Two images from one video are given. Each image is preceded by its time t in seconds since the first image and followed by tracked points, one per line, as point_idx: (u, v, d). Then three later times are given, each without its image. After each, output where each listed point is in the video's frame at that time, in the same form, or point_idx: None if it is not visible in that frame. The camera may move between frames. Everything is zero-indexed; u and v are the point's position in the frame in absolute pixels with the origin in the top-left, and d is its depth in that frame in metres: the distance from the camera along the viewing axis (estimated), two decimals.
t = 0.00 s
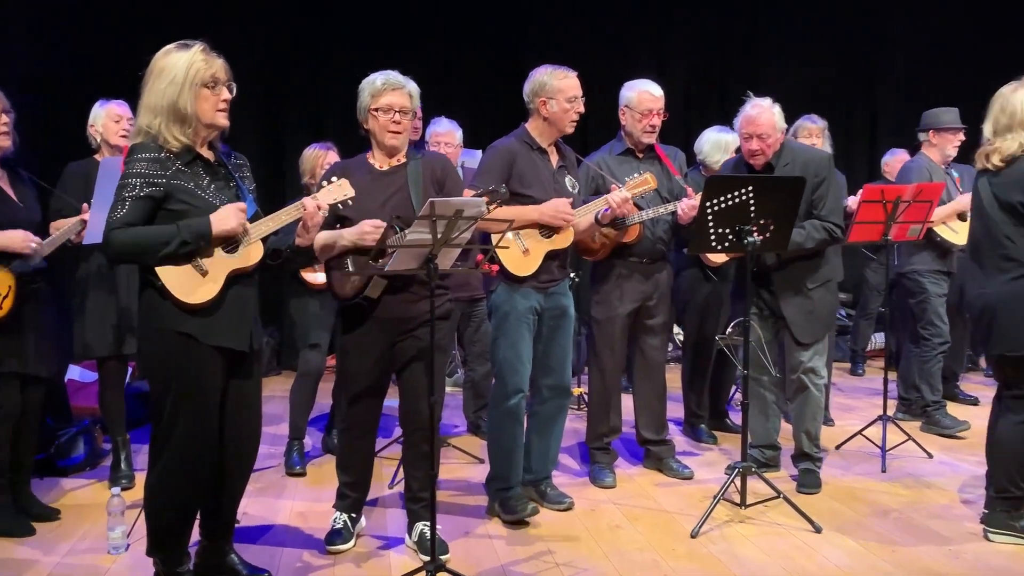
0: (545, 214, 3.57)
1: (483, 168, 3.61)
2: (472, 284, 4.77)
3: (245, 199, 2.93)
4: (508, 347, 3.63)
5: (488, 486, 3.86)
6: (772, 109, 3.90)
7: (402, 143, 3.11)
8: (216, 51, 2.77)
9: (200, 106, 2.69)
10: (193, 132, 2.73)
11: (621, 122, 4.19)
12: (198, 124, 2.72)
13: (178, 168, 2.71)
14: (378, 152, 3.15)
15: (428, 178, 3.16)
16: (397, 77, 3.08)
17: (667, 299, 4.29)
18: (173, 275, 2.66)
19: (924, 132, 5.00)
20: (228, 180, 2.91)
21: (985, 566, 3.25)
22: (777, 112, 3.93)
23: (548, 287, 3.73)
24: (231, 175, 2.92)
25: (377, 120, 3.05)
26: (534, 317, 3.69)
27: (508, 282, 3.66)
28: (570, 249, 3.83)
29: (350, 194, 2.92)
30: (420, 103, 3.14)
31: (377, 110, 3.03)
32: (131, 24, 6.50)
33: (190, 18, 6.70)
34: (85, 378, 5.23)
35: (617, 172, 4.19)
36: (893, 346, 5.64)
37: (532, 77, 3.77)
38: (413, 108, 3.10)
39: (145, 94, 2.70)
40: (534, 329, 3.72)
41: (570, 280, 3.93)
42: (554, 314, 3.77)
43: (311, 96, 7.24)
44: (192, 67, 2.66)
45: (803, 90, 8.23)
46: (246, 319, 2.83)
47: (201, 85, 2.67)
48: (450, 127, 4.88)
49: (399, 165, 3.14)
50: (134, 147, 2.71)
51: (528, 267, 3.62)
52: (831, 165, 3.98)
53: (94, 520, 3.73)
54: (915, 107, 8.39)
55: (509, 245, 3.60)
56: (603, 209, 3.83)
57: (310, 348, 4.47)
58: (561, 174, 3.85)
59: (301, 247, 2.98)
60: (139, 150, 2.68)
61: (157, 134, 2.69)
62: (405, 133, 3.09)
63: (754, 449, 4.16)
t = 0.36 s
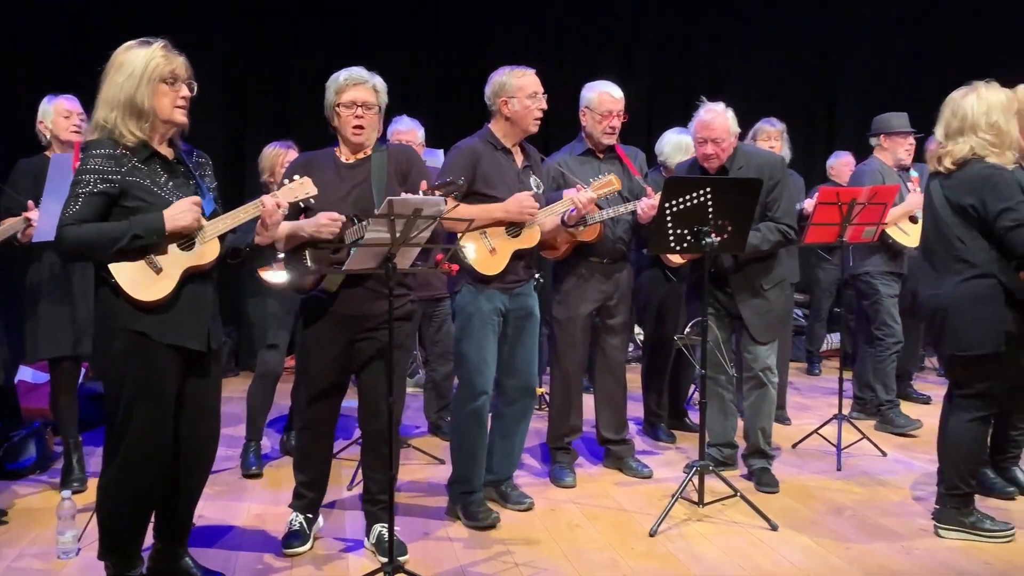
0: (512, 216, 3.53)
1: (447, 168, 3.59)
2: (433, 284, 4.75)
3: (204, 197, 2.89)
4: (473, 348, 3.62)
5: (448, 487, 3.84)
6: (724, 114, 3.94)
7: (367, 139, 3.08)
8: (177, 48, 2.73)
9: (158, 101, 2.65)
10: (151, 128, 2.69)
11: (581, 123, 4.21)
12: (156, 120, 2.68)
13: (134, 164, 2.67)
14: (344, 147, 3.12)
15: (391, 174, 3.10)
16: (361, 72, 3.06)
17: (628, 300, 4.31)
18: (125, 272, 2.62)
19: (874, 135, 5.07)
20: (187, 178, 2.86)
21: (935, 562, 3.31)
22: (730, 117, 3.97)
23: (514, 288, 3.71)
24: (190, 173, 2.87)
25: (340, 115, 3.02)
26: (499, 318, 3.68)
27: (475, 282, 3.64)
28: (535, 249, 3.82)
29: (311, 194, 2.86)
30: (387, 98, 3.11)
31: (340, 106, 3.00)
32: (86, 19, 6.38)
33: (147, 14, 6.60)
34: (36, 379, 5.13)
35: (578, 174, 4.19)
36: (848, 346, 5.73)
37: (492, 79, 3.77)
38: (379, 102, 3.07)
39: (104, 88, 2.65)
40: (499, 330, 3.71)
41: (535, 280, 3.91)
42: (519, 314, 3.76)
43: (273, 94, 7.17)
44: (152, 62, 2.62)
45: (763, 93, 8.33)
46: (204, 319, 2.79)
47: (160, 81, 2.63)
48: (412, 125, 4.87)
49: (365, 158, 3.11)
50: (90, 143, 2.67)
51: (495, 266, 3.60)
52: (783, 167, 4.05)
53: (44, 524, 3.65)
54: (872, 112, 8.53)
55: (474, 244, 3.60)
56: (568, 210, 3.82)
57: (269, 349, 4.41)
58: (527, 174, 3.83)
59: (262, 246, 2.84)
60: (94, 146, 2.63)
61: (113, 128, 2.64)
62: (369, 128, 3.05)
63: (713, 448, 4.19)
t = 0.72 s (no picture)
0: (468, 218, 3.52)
1: (404, 169, 3.57)
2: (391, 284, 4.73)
3: (160, 197, 2.82)
4: (428, 348, 3.61)
5: (404, 488, 3.83)
6: (683, 114, 3.97)
7: (326, 140, 3.04)
8: (135, 46, 2.70)
9: (114, 98, 2.61)
10: (107, 125, 2.64)
11: (539, 124, 4.22)
12: (113, 117, 2.63)
13: (89, 163, 2.61)
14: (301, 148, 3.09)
15: (348, 178, 3.06)
16: (320, 72, 3.03)
17: (585, 300, 4.34)
18: (74, 273, 2.58)
19: (823, 138, 5.14)
20: (145, 179, 2.80)
21: (884, 557, 3.38)
22: (688, 118, 4.00)
23: (470, 289, 3.71)
24: (149, 174, 2.81)
25: (297, 115, 2.99)
26: (456, 318, 3.67)
27: (430, 283, 3.63)
28: (493, 250, 3.82)
29: (269, 197, 2.83)
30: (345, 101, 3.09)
31: (298, 105, 2.97)
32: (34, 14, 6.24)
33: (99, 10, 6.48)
34: None
35: (536, 174, 4.21)
36: (801, 345, 5.82)
37: (450, 77, 3.75)
38: (338, 105, 3.05)
39: (60, 86, 2.61)
40: (456, 331, 3.71)
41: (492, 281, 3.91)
42: (476, 315, 3.76)
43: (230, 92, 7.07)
44: (107, 58, 2.59)
45: (722, 96, 8.43)
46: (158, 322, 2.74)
47: (115, 77, 2.59)
48: (368, 124, 4.84)
49: (322, 161, 3.07)
50: (46, 141, 2.62)
51: (452, 268, 3.61)
52: (738, 169, 4.11)
53: None
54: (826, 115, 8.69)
55: (431, 245, 3.59)
56: (525, 211, 3.82)
57: (228, 351, 4.33)
58: (485, 174, 3.82)
59: (218, 248, 2.82)
60: (48, 143, 2.59)
61: (69, 126, 2.60)
62: (327, 129, 3.01)
63: (668, 447, 4.22)
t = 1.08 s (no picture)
0: (426, 213, 3.53)
1: (359, 166, 3.55)
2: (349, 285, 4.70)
3: (115, 196, 2.76)
4: (386, 348, 3.60)
5: (363, 490, 3.80)
6: (645, 111, 4.00)
7: (276, 138, 3.01)
8: (93, 42, 2.63)
9: (68, 98, 2.55)
10: (62, 124, 2.59)
11: (498, 122, 4.21)
12: (67, 116, 2.58)
13: (41, 161, 2.55)
14: (253, 147, 3.05)
15: (301, 176, 3.04)
16: (271, 70, 3.00)
17: (545, 299, 4.34)
18: (22, 274, 2.51)
19: (781, 140, 5.22)
20: (100, 177, 2.74)
21: (839, 552, 3.43)
22: (650, 115, 4.03)
23: (428, 288, 3.70)
24: (105, 173, 2.75)
25: (248, 112, 2.95)
26: (413, 318, 3.66)
27: (386, 283, 3.61)
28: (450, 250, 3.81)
29: (227, 196, 2.81)
30: (298, 100, 3.06)
31: (249, 102, 2.93)
32: None
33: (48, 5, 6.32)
34: None
35: (495, 173, 4.20)
36: (758, 344, 5.89)
37: (408, 75, 3.73)
38: (290, 103, 3.02)
39: (14, 83, 2.56)
40: (415, 330, 3.69)
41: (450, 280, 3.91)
42: (434, 314, 3.75)
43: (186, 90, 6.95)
44: (62, 55, 2.53)
45: (680, 96, 8.52)
46: (111, 322, 2.68)
47: (70, 76, 2.53)
48: (325, 122, 4.80)
49: (274, 161, 3.03)
50: None
51: (408, 268, 3.58)
52: (698, 169, 4.16)
53: None
54: (783, 116, 8.81)
55: (386, 245, 3.56)
56: (482, 208, 3.80)
57: (182, 352, 4.26)
58: (441, 172, 3.82)
59: (172, 248, 2.79)
60: None
61: (21, 124, 2.55)
62: (278, 126, 2.98)
63: (628, 444, 4.24)
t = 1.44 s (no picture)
0: (383, 221, 3.49)
1: (316, 166, 3.52)
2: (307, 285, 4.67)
3: (62, 196, 2.69)
4: (344, 349, 3.57)
5: (323, 492, 3.77)
6: (605, 105, 4.00)
7: (223, 136, 2.96)
8: (34, 37, 2.58)
9: (7, 95, 2.50)
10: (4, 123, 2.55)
11: (458, 121, 4.21)
12: (8, 114, 2.53)
13: None
14: (198, 146, 2.99)
15: (250, 176, 2.99)
16: (216, 70, 2.96)
17: (506, 298, 4.33)
18: None
19: (740, 141, 5.27)
20: (46, 176, 2.67)
21: (796, 546, 3.47)
22: (610, 109, 4.04)
23: (387, 287, 3.68)
24: (51, 172, 2.68)
25: (193, 111, 2.90)
26: (372, 318, 3.64)
27: (344, 283, 3.59)
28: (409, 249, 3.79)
29: (178, 194, 2.74)
30: (243, 99, 3.02)
31: (195, 102, 2.89)
32: None
33: None
34: None
35: (455, 172, 4.19)
36: (718, 340, 5.95)
37: (366, 73, 3.70)
38: (236, 102, 2.99)
39: None
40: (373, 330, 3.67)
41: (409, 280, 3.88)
42: (393, 314, 3.73)
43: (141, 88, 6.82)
44: None
45: (642, 94, 8.59)
46: (62, 323, 2.63)
47: (8, 72, 2.48)
48: (284, 119, 4.75)
49: (220, 160, 2.98)
50: None
51: (366, 269, 3.56)
52: (659, 167, 4.19)
53: None
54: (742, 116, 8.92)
55: (344, 245, 3.53)
56: (441, 210, 3.80)
57: (136, 353, 4.19)
58: (398, 173, 3.80)
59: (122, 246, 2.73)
60: None
61: None
62: (225, 125, 2.95)
63: (589, 442, 4.26)
